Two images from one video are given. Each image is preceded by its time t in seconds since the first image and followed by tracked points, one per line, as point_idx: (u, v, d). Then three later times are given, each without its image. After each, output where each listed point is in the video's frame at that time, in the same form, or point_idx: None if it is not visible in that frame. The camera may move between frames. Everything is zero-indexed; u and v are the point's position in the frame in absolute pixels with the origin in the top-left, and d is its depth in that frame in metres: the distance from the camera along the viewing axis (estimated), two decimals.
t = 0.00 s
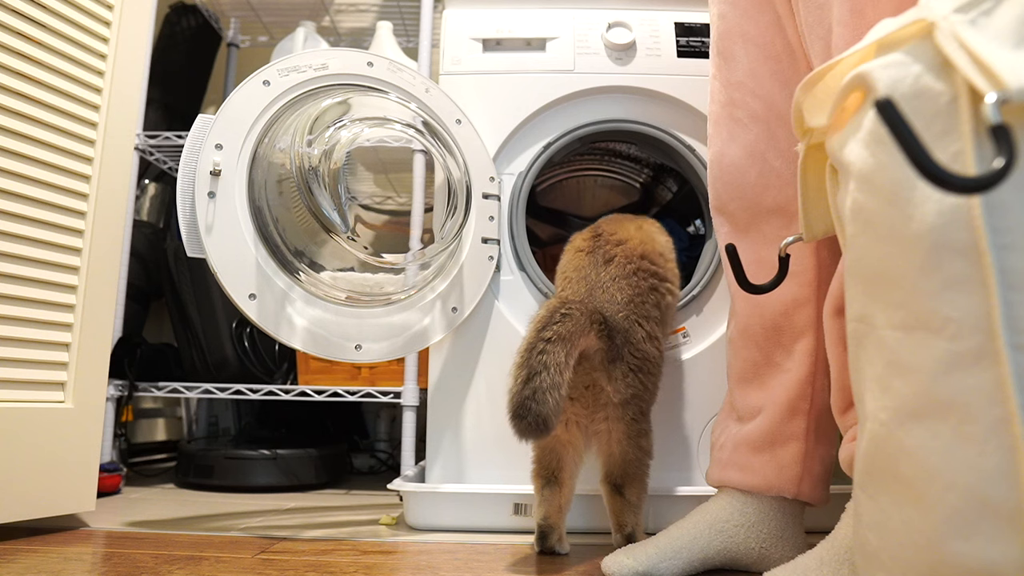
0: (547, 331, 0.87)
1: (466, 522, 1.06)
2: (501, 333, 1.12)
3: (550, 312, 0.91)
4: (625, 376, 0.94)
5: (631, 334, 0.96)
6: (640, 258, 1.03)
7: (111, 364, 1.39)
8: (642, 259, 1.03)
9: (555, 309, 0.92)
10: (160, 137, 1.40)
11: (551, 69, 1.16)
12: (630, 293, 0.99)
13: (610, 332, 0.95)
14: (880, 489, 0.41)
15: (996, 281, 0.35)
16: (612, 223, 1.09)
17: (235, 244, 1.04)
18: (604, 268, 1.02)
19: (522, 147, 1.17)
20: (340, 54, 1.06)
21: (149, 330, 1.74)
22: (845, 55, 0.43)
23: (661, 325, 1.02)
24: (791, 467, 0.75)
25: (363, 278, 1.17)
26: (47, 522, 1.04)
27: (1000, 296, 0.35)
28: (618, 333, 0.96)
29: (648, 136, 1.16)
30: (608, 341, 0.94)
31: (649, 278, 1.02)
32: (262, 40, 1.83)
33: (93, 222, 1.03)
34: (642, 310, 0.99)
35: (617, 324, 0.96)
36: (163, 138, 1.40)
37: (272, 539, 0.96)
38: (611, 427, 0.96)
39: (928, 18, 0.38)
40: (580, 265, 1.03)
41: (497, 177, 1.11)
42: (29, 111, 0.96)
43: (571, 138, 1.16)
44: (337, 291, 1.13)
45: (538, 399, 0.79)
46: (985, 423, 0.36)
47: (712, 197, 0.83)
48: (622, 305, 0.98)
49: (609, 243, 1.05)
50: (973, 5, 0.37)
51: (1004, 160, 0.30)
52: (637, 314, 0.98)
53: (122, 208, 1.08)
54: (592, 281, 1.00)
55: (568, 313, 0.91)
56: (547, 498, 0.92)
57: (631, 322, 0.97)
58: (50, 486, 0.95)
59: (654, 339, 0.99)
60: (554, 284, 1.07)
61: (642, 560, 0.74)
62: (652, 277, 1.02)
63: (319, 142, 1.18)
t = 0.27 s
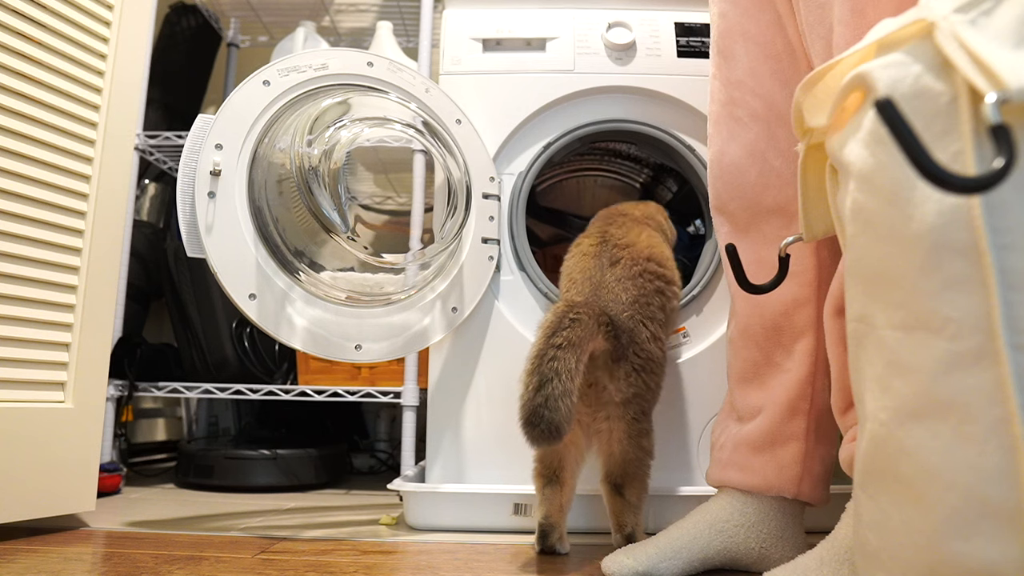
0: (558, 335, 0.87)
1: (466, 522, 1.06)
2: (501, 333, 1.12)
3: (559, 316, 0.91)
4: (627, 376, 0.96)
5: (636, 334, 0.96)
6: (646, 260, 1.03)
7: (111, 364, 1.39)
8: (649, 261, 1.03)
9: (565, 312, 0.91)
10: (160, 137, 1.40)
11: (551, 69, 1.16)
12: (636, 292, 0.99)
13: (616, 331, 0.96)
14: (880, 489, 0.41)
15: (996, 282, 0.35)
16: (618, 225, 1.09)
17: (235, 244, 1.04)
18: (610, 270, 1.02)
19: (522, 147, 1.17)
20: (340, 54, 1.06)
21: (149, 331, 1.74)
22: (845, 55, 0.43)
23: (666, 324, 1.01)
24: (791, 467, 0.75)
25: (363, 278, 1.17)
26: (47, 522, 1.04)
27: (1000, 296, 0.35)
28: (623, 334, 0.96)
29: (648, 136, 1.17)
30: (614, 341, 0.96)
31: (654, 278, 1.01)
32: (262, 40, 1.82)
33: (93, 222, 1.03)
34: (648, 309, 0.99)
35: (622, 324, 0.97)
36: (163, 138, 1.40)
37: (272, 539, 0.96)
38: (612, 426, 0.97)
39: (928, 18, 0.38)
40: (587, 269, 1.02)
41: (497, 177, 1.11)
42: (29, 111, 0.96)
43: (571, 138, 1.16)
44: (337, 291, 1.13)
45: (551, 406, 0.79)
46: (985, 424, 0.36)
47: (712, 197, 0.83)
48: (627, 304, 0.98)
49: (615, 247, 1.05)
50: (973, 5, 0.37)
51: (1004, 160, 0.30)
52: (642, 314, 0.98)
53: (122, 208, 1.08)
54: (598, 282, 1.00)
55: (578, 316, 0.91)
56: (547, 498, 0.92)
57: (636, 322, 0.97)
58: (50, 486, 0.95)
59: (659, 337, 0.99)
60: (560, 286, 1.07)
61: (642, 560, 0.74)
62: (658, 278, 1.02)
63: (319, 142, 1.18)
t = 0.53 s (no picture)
0: (560, 336, 0.87)
1: (466, 522, 1.06)
2: (501, 333, 1.12)
3: (562, 315, 0.91)
4: (628, 375, 0.95)
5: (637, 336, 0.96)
6: (655, 263, 1.03)
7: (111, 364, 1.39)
8: (657, 265, 1.03)
9: (566, 313, 0.90)
10: (160, 137, 1.40)
11: (551, 69, 1.16)
12: (639, 294, 0.99)
13: (619, 331, 0.95)
14: (880, 489, 0.41)
15: (996, 281, 0.35)
16: (627, 227, 1.08)
17: (235, 244, 1.04)
18: (616, 272, 1.01)
19: (522, 147, 1.17)
20: (340, 54, 1.06)
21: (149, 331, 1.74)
22: (845, 55, 0.43)
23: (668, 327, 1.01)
24: (791, 468, 0.75)
25: (363, 278, 1.17)
26: (47, 522, 1.04)
27: (1000, 296, 0.35)
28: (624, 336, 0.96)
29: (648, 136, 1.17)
30: (618, 340, 0.95)
31: (657, 282, 1.01)
32: (262, 40, 1.82)
33: (93, 222, 1.03)
34: (650, 312, 0.99)
35: (626, 323, 0.96)
36: (163, 138, 1.40)
37: (272, 539, 0.96)
38: (612, 427, 0.96)
39: (928, 18, 0.38)
40: (594, 269, 1.02)
41: (497, 177, 1.11)
42: (30, 111, 0.96)
43: (570, 138, 1.16)
44: (337, 291, 1.13)
45: (546, 409, 0.79)
46: (985, 424, 0.36)
47: (713, 197, 0.83)
48: (630, 304, 0.98)
49: (622, 249, 1.04)
50: (973, 5, 0.37)
51: (1004, 160, 0.30)
52: (645, 315, 0.98)
53: (122, 208, 1.08)
54: (603, 282, 1.00)
55: (582, 316, 0.90)
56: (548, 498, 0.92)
57: (638, 324, 0.97)
58: (50, 486, 0.95)
59: (660, 340, 0.99)
60: (564, 286, 1.06)
61: (642, 560, 0.74)
62: (664, 281, 1.02)
63: (319, 142, 1.18)
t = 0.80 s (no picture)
0: (564, 334, 0.87)
1: (466, 522, 1.06)
2: (501, 334, 1.12)
3: (568, 313, 0.91)
4: (630, 375, 0.95)
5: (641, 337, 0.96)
6: (663, 269, 1.03)
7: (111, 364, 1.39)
8: (665, 270, 1.03)
9: (570, 313, 0.90)
10: (160, 137, 1.40)
11: (551, 68, 1.16)
12: (644, 296, 0.99)
13: (622, 331, 0.95)
14: (880, 489, 0.41)
15: (996, 281, 0.35)
16: (638, 230, 1.08)
17: (235, 244, 1.03)
18: (624, 273, 1.02)
19: (522, 147, 1.17)
20: (340, 54, 1.06)
21: (149, 331, 1.74)
22: (845, 55, 0.43)
23: (672, 330, 1.01)
24: (791, 468, 0.75)
25: (363, 278, 1.17)
26: (47, 522, 1.04)
27: (1000, 296, 0.35)
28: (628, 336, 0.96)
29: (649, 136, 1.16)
30: (620, 341, 0.94)
31: (662, 285, 1.02)
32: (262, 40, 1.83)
33: (93, 222, 1.03)
34: (653, 314, 0.99)
35: (630, 324, 0.96)
36: (163, 138, 1.40)
37: (272, 539, 0.96)
38: (613, 426, 0.96)
39: (928, 18, 0.38)
40: (603, 267, 1.03)
41: (497, 177, 1.11)
42: (29, 111, 0.96)
43: (571, 138, 1.16)
44: (337, 291, 1.13)
45: (546, 409, 0.79)
46: (985, 423, 0.36)
47: (713, 197, 0.83)
48: (635, 305, 0.98)
49: (632, 251, 1.05)
50: (973, 5, 0.37)
51: (1004, 160, 0.30)
52: (649, 317, 0.98)
53: (122, 208, 1.08)
54: (611, 283, 1.01)
55: (587, 315, 0.90)
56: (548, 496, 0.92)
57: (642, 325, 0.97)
58: (50, 486, 0.95)
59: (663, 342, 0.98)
60: (570, 286, 1.07)
61: (642, 560, 0.74)
62: (671, 286, 1.02)
63: (319, 142, 1.18)
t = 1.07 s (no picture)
0: (581, 320, 0.87)
1: (466, 522, 1.06)
2: (502, 334, 1.12)
3: (585, 303, 0.90)
4: (636, 375, 0.95)
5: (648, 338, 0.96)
6: (672, 274, 1.02)
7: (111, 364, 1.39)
8: (674, 274, 1.02)
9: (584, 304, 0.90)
10: (160, 137, 1.40)
11: (551, 68, 1.16)
12: (654, 300, 0.99)
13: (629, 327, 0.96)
14: (880, 489, 0.41)
15: (996, 281, 0.35)
16: (645, 231, 1.06)
17: (235, 244, 1.03)
18: (634, 275, 1.00)
19: (522, 147, 1.17)
20: (340, 54, 1.06)
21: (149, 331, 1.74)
22: (845, 55, 0.43)
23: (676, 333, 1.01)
24: (791, 469, 0.75)
25: (363, 278, 1.17)
26: (47, 522, 1.04)
27: (999, 296, 0.35)
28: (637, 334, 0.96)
29: (649, 136, 1.16)
30: (627, 339, 0.96)
31: (671, 289, 1.01)
32: (262, 40, 1.83)
33: (93, 222, 1.03)
34: (661, 317, 0.98)
35: (638, 325, 0.96)
36: (163, 138, 1.40)
37: (272, 539, 0.96)
38: (620, 426, 0.95)
39: (928, 18, 0.38)
40: (613, 267, 1.00)
41: (497, 177, 1.11)
42: (29, 111, 0.96)
43: (571, 138, 1.16)
44: (337, 291, 1.13)
45: (558, 382, 0.81)
46: (985, 423, 0.36)
47: (713, 197, 0.83)
48: (645, 308, 0.98)
49: (642, 253, 1.03)
50: (973, 5, 0.37)
51: (1004, 160, 0.30)
52: (658, 321, 0.98)
53: (122, 208, 1.08)
54: (621, 283, 0.99)
55: (601, 309, 0.91)
56: (561, 485, 0.94)
57: (650, 327, 0.97)
58: (50, 486, 0.95)
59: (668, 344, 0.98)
60: (574, 285, 1.03)
61: (642, 560, 0.74)
62: (679, 293, 1.02)
63: (319, 142, 1.18)
